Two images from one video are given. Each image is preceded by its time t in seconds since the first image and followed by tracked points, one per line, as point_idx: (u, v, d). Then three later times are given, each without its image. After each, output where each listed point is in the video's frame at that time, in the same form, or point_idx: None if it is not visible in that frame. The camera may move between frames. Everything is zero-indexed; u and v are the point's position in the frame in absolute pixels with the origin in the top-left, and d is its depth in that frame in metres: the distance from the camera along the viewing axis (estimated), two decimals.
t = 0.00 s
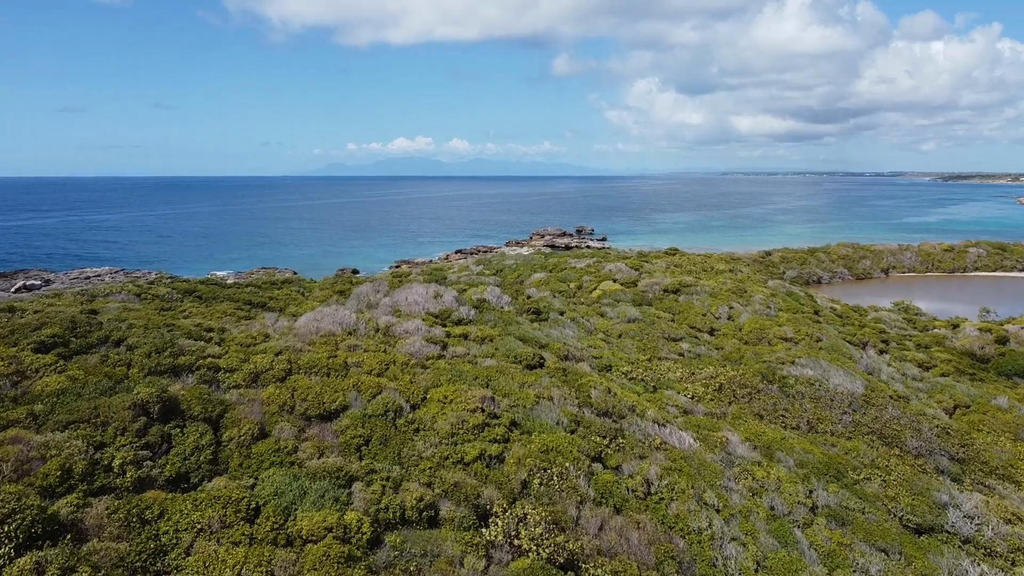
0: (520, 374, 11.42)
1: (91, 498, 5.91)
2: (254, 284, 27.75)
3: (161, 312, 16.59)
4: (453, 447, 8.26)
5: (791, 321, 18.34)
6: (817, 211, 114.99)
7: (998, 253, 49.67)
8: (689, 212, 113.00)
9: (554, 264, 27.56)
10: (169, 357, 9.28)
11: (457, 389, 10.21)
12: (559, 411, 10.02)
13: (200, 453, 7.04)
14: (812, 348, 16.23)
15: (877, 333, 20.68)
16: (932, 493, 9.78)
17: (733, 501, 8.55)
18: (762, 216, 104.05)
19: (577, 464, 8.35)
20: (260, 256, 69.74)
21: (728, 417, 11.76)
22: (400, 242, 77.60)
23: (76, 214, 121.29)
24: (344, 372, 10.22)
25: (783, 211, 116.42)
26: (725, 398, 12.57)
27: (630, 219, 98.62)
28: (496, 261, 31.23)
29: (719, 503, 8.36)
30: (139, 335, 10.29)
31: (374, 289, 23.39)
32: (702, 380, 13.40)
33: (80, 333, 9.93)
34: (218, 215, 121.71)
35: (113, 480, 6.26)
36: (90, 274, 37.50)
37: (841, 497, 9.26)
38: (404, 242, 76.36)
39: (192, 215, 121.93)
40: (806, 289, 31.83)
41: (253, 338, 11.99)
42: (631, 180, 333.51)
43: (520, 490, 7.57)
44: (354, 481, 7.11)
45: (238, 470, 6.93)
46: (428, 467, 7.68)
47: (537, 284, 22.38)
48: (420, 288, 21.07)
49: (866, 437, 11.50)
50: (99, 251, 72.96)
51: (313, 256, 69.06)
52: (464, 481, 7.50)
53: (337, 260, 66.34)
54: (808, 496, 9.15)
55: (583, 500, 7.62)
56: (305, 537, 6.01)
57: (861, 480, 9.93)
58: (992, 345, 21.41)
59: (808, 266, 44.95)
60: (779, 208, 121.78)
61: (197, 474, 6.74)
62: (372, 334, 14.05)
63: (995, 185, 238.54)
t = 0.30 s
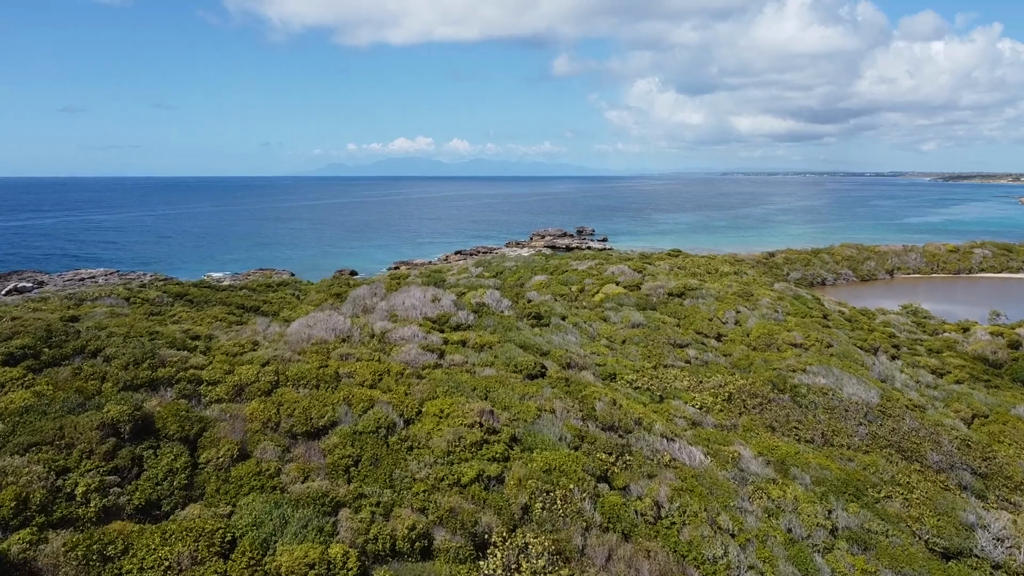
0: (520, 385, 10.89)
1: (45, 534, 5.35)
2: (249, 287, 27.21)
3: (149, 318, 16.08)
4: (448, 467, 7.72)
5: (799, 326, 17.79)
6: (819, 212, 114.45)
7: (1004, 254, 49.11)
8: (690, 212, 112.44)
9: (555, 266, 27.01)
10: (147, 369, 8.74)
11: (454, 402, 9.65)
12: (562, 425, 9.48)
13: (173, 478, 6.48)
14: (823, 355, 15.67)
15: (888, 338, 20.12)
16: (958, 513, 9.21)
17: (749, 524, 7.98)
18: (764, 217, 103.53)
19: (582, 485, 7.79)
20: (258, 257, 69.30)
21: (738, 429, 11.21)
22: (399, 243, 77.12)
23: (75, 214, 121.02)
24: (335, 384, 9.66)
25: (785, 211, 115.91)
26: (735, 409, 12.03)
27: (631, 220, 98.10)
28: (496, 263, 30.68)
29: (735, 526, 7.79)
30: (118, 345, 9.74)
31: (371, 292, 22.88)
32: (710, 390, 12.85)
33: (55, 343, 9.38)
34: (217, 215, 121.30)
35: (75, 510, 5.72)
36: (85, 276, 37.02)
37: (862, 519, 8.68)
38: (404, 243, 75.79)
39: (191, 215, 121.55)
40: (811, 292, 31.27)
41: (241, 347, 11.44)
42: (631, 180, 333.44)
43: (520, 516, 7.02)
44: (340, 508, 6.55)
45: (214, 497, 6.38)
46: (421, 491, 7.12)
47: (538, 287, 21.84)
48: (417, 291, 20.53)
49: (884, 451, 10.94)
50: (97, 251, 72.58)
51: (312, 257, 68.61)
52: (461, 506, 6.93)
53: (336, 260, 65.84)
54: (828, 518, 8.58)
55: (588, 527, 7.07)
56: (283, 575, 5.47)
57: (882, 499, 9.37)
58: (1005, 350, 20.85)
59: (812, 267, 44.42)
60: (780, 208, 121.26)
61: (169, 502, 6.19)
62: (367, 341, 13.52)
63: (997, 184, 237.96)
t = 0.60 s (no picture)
0: (521, 397, 10.33)
1: None
2: (244, 289, 26.69)
3: (137, 324, 15.54)
4: (443, 490, 7.16)
5: (809, 332, 17.24)
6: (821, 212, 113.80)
7: (1010, 255, 48.49)
8: (690, 212, 111.90)
9: (556, 268, 26.48)
10: (122, 384, 8.20)
11: (451, 416, 9.10)
12: (565, 441, 8.93)
13: (142, 508, 5.93)
14: (835, 362, 15.11)
15: (899, 343, 19.55)
16: (988, 536, 8.63)
17: (766, 550, 7.42)
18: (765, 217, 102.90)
19: (587, 509, 7.24)
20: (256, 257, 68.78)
21: (750, 443, 10.66)
22: (398, 243, 76.59)
23: (75, 214, 120.70)
24: (324, 397, 9.11)
25: (786, 212, 115.30)
26: (746, 421, 11.49)
27: (632, 220, 97.54)
28: (496, 265, 30.10)
29: (752, 553, 7.23)
30: (94, 356, 9.20)
31: (368, 296, 22.35)
32: (718, 400, 12.31)
33: (25, 355, 8.85)
34: (216, 215, 120.81)
35: (28, 547, 5.16)
36: (79, 278, 36.50)
37: (887, 543, 8.11)
38: (403, 243, 75.25)
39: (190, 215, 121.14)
40: (817, 294, 30.67)
41: (227, 356, 10.88)
42: (632, 180, 333.05)
43: (521, 546, 6.46)
44: (324, 540, 6.00)
45: (185, 529, 5.82)
46: (412, 518, 6.57)
47: (538, 290, 21.31)
48: (415, 295, 19.97)
49: (904, 467, 10.38)
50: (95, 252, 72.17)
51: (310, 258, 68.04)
52: (456, 535, 6.37)
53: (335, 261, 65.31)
54: (849, 541, 8.03)
55: (594, 557, 6.52)
56: None
57: (906, 520, 8.80)
58: (1020, 355, 20.26)
59: (816, 269, 43.84)
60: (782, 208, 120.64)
61: (135, 535, 5.65)
62: (361, 349, 12.96)
63: (999, 184, 236.86)
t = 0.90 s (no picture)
0: (521, 411, 9.78)
1: None
2: (239, 292, 26.20)
3: (123, 331, 14.99)
4: (438, 518, 6.60)
5: (819, 337, 16.68)
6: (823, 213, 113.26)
7: (1016, 256, 47.93)
8: (691, 212, 111.38)
9: (557, 270, 25.95)
10: (93, 400, 7.65)
11: (447, 433, 8.54)
12: (569, 460, 8.37)
13: (102, 544, 5.37)
14: (847, 370, 14.53)
15: (910, 348, 18.98)
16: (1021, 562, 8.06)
17: None
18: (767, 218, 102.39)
19: (594, 537, 6.68)
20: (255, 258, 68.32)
21: (763, 459, 10.10)
22: (398, 244, 76.10)
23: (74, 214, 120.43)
24: (312, 413, 8.55)
25: (788, 212, 114.77)
26: (758, 434, 10.94)
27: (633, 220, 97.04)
28: (496, 267, 29.56)
29: None
30: (66, 369, 8.66)
31: (365, 299, 21.83)
32: (729, 412, 11.75)
33: None
34: (215, 215, 120.48)
35: None
36: (73, 280, 36.06)
37: (914, 570, 7.54)
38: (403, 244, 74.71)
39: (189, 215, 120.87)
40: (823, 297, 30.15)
41: (211, 367, 10.32)
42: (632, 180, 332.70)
43: None
44: None
45: (149, 569, 5.26)
46: (403, 551, 6.01)
47: (539, 294, 20.77)
48: (413, 299, 19.42)
49: (927, 484, 9.82)
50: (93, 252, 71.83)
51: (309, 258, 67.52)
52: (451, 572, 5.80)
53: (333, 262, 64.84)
54: (874, 569, 7.46)
55: None
56: None
57: (932, 544, 8.25)
58: None
59: (820, 270, 43.31)
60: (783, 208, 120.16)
61: None
62: (354, 358, 12.43)
63: (1000, 184, 236.33)
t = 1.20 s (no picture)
0: (522, 426, 9.22)
1: None
2: (233, 294, 25.68)
3: (108, 337, 14.42)
4: (431, 551, 6.04)
5: (830, 344, 16.12)
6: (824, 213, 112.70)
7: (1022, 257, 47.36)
8: (692, 212, 110.80)
9: (558, 273, 25.42)
10: (60, 419, 7.12)
11: (443, 451, 7.98)
12: (573, 481, 7.80)
13: None
14: (861, 378, 13.96)
15: (923, 354, 18.41)
16: None
17: None
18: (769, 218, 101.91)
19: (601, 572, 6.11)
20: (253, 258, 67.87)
21: (778, 477, 9.54)
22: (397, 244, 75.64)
23: (73, 214, 119.99)
24: (298, 430, 8.01)
25: (789, 212, 114.23)
26: (771, 449, 10.38)
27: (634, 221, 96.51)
28: (496, 269, 29.02)
29: None
30: (35, 384, 8.13)
31: (361, 303, 21.29)
32: (740, 425, 11.19)
33: None
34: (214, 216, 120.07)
35: None
36: (67, 282, 35.61)
37: None
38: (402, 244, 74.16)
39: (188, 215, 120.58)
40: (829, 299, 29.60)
41: (194, 378, 9.77)
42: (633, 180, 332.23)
43: None
44: None
45: None
46: None
47: (540, 297, 20.24)
48: (410, 303, 18.87)
49: (952, 504, 9.24)
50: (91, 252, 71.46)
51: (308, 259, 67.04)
52: None
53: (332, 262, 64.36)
54: None
55: None
56: None
57: (963, 571, 7.67)
58: None
59: (825, 272, 42.77)
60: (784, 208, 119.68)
61: None
62: (346, 367, 11.86)
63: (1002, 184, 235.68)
